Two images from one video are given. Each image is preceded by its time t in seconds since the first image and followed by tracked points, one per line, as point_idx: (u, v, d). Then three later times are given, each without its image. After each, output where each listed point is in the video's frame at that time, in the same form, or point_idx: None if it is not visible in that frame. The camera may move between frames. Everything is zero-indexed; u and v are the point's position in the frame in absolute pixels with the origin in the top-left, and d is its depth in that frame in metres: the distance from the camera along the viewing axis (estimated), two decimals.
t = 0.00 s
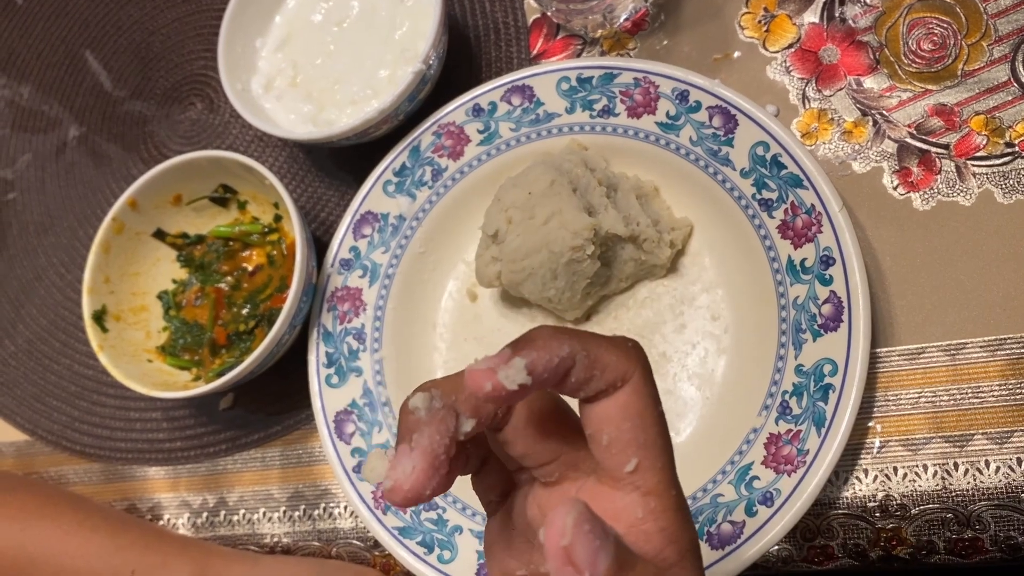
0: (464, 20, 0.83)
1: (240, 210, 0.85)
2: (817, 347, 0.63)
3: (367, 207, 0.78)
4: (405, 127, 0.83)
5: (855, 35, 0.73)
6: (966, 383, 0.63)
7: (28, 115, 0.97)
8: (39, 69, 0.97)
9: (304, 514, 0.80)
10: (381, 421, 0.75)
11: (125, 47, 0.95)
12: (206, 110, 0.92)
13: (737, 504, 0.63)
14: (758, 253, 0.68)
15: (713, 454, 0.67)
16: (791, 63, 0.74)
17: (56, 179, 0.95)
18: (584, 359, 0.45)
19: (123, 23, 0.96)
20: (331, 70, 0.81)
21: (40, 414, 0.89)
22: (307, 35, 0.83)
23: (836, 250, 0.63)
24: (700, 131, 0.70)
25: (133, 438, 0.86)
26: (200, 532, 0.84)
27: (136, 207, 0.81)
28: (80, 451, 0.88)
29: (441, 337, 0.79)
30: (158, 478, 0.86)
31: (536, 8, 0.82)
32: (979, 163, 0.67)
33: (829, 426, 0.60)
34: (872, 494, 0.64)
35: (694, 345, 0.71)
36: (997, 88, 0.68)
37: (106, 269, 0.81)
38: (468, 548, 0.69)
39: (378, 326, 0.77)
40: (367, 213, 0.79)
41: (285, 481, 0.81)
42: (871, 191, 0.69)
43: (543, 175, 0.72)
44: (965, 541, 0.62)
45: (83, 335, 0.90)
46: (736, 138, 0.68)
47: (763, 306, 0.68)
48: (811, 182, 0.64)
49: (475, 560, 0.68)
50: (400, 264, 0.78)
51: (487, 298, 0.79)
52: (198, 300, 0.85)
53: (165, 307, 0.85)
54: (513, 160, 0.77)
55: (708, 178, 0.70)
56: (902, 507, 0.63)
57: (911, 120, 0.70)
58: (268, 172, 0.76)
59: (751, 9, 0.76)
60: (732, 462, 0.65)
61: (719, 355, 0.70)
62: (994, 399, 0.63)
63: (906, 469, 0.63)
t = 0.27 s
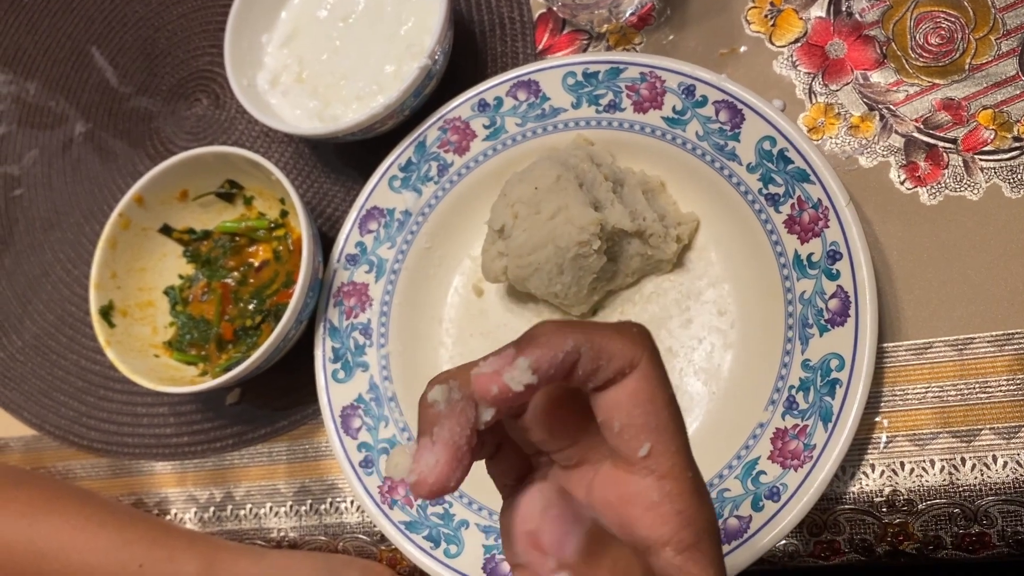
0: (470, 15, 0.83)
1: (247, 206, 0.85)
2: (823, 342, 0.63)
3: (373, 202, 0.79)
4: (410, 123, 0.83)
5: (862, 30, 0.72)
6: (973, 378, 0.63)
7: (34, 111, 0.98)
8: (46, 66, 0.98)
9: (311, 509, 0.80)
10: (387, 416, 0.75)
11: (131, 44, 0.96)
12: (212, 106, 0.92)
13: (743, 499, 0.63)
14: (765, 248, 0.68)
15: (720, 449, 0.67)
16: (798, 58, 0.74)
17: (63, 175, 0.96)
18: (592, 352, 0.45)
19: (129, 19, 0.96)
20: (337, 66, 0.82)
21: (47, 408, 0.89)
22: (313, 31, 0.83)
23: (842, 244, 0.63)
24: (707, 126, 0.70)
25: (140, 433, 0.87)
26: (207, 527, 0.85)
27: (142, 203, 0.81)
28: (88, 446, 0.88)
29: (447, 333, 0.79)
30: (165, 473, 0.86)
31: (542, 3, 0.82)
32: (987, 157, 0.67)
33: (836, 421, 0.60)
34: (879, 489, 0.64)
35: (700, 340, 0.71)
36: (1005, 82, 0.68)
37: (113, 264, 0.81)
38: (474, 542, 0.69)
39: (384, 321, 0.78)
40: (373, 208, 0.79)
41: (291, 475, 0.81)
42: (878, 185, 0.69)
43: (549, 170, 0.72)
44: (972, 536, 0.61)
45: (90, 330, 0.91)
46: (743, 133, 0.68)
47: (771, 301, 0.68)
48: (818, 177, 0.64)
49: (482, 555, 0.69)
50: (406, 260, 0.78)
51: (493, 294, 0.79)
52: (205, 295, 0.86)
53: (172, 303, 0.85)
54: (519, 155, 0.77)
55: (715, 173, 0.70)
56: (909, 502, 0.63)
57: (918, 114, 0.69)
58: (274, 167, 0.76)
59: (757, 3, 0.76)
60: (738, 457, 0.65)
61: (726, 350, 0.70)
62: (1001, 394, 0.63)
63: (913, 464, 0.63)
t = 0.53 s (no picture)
0: (476, 9, 0.83)
1: (256, 199, 0.86)
2: (828, 331, 0.63)
3: (381, 194, 0.79)
4: (417, 116, 0.84)
5: (866, 21, 0.73)
6: (977, 367, 0.64)
7: (46, 106, 0.99)
8: (56, 61, 0.99)
9: (321, 498, 0.81)
10: (396, 406, 0.76)
11: (141, 38, 0.97)
12: (222, 100, 0.93)
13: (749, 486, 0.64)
14: (770, 239, 0.68)
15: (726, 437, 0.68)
16: (803, 50, 0.74)
17: (75, 169, 0.97)
18: (625, 221, 0.54)
19: (139, 14, 0.97)
20: (345, 60, 0.82)
21: (60, 399, 0.91)
22: (321, 25, 0.84)
23: (847, 234, 0.64)
24: (712, 117, 0.71)
25: (152, 424, 0.88)
26: (218, 516, 0.86)
27: (153, 195, 0.82)
28: (100, 436, 0.89)
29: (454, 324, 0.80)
30: (177, 463, 0.87)
31: None
32: (991, 147, 0.68)
33: (840, 409, 0.61)
34: (883, 477, 0.64)
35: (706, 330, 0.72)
36: (1009, 73, 0.68)
37: (124, 257, 0.82)
38: (482, 530, 0.70)
39: (393, 312, 0.78)
40: (381, 201, 0.79)
41: (301, 465, 0.82)
42: (882, 176, 0.70)
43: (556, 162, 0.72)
44: (975, 524, 0.62)
45: (102, 323, 0.92)
46: (748, 124, 0.69)
47: (775, 291, 0.68)
48: (822, 167, 0.65)
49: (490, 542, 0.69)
50: (413, 251, 0.79)
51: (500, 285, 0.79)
52: (215, 287, 0.87)
53: (183, 294, 0.86)
54: (526, 147, 0.78)
55: (720, 164, 0.71)
56: (913, 490, 0.64)
57: (923, 105, 0.70)
58: (283, 160, 0.77)
59: None
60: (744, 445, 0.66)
61: (731, 340, 0.70)
62: (1005, 382, 0.63)
63: (917, 452, 0.64)
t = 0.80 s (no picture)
0: None
1: (259, 189, 0.85)
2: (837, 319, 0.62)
3: (384, 184, 0.79)
4: (420, 106, 0.84)
5: (874, 7, 0.72)
6: (987, 356, 0.63)
7: (46, 98, 0.98)
8: (56, 52, 0.98)
9: (325, 489, 0.81)
10: (400, 397, 0.75)
11: (142, 29, 0.96)
12: (223, 90, 0.93)
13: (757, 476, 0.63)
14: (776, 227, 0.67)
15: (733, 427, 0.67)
16: (809, 36, 0.73)
17: (76, 161, 0.96)
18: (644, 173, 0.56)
19: (139, 5, 0.97)
20: (347, 48, 0.82)
21: (63, 392, 0.90)
22: (323, 13, 0.83)
23: (855, 223, 0.63)
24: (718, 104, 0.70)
25: (154, 416, 0.88)
26: (222, 509, 0.85)
27: (154, 186, 0.81)
28: (103, 429, 0.89)
29: (458, 315, 0.80)
30: (180, 455, 0.87)
31: None
32: (1001, 134, 0.67)
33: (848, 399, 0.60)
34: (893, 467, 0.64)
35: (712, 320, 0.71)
36: (1019, 58, 0.68)
37: (126, 248, 0.82)
38: (488, 521, 0.69)
39: (396, 303, 0.78)
40: (383, 191, 0.79)
41: (306, 456, 0.82)
42: (891, 164, 0.69)
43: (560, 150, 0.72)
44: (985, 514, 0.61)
45: (104, 315, 0.92)
46: (755, 111, 0.68)
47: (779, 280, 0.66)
48: (830, 154, 0.64)
49: (495, 533, 0.69)
50: (416, 242, 0.79)
51: (504, 276, 0.80)
52: (218, 278, 0.86)
53: (185, 286, 0.86)
54: (529, 136, 0.78)
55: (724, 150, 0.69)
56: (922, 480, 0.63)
57: (931, 91, 0.69)
58: (285, 150, 0.77)
59: None
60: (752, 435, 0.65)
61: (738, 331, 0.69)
62: (1015, 371, 0.62)
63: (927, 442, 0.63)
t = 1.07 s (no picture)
0: None
1: (261, 186, 0.86)
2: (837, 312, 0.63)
3: (386, 180, 0.79)
4: (421, 102, 0.84)
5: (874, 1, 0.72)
6: (988, 348, 0.64)
7: (49, 95, 0.98)
8: (58, 49, 0.98)
9: (329, 484, 0.81)
10: (403, 391, 0.76)
11: (144, 27, 0.96)
12: (225, 87, 0.93)
13: (758, 468, 0.63)
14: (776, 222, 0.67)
15: (732, 420, 0.68)
16: (809, 30, 0.73)
17: (78, 158, 0.97)
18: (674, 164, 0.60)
19: (141, 2, 0.97)
20: (348, 44, 0.82)
21: (67, 388, 0.91)
22: (325, 10, 0.84)
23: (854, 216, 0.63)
24: (718, 99, 0.70)
25: (158, 412, 0.88)
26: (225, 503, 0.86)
27: (158, 183, 0.82)
28: (107, 425, 0.89)
29: (460, 310, 0.81)
30: (184, 450, 0.88)
31: None
32: (1001, 127, 0.67)
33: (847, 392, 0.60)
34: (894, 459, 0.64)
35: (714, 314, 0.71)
36: (1018, 52, 0.68)
37: (129, 245, 0.82)
38: (491, 513, 0.70)
39: (399, 298, 0.78)
40: (386, 186, 0.79)
41: (309, 451, 0.82)
42: (891, 158, 0.69)
43: (562, 145, 0.72)
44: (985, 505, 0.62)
45: (108, 312, 0.92)
46: (755, 105, 0.68)
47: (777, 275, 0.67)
48: (830, 148, 0.65)
49: (498, 525, 0.69)
50: (418, 238, 0.79)
51: (506, 271, 0.80)
52: (221, 274, 0.87)
53: (189, 282, 0.86)
54: (530, 131, 0.78)
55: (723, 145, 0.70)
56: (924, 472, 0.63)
57: (931, 85, 0.69)
58: (288, 146, 0.77)
59: None
60: (752, 428, 0.65)
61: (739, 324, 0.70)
62: (1015, 363, 0.63)
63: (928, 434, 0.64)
